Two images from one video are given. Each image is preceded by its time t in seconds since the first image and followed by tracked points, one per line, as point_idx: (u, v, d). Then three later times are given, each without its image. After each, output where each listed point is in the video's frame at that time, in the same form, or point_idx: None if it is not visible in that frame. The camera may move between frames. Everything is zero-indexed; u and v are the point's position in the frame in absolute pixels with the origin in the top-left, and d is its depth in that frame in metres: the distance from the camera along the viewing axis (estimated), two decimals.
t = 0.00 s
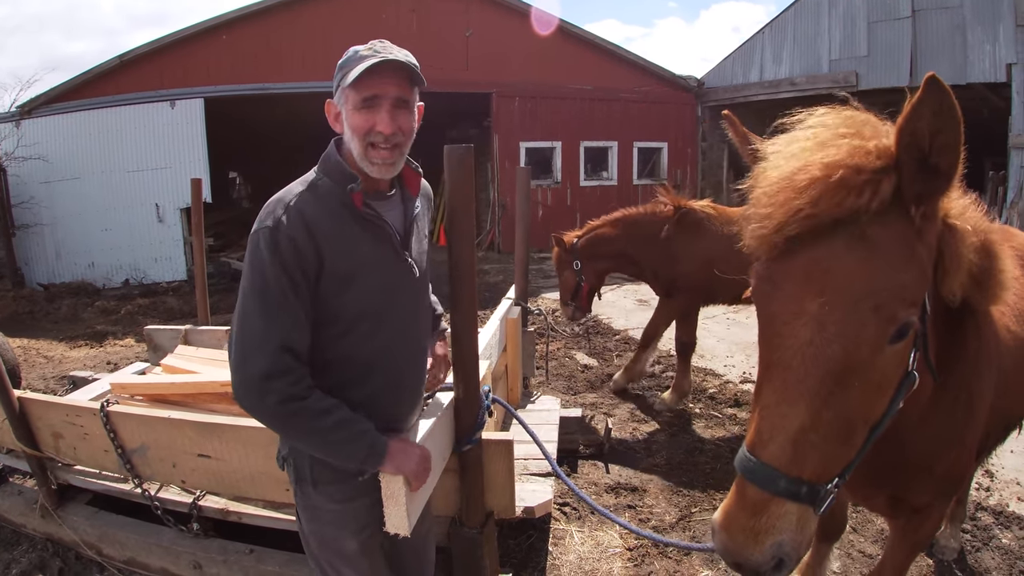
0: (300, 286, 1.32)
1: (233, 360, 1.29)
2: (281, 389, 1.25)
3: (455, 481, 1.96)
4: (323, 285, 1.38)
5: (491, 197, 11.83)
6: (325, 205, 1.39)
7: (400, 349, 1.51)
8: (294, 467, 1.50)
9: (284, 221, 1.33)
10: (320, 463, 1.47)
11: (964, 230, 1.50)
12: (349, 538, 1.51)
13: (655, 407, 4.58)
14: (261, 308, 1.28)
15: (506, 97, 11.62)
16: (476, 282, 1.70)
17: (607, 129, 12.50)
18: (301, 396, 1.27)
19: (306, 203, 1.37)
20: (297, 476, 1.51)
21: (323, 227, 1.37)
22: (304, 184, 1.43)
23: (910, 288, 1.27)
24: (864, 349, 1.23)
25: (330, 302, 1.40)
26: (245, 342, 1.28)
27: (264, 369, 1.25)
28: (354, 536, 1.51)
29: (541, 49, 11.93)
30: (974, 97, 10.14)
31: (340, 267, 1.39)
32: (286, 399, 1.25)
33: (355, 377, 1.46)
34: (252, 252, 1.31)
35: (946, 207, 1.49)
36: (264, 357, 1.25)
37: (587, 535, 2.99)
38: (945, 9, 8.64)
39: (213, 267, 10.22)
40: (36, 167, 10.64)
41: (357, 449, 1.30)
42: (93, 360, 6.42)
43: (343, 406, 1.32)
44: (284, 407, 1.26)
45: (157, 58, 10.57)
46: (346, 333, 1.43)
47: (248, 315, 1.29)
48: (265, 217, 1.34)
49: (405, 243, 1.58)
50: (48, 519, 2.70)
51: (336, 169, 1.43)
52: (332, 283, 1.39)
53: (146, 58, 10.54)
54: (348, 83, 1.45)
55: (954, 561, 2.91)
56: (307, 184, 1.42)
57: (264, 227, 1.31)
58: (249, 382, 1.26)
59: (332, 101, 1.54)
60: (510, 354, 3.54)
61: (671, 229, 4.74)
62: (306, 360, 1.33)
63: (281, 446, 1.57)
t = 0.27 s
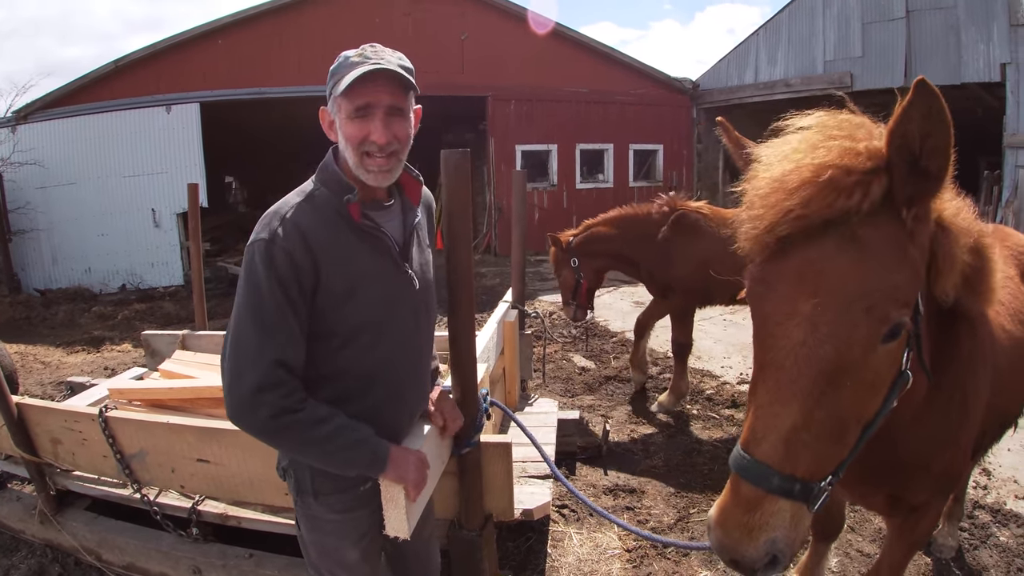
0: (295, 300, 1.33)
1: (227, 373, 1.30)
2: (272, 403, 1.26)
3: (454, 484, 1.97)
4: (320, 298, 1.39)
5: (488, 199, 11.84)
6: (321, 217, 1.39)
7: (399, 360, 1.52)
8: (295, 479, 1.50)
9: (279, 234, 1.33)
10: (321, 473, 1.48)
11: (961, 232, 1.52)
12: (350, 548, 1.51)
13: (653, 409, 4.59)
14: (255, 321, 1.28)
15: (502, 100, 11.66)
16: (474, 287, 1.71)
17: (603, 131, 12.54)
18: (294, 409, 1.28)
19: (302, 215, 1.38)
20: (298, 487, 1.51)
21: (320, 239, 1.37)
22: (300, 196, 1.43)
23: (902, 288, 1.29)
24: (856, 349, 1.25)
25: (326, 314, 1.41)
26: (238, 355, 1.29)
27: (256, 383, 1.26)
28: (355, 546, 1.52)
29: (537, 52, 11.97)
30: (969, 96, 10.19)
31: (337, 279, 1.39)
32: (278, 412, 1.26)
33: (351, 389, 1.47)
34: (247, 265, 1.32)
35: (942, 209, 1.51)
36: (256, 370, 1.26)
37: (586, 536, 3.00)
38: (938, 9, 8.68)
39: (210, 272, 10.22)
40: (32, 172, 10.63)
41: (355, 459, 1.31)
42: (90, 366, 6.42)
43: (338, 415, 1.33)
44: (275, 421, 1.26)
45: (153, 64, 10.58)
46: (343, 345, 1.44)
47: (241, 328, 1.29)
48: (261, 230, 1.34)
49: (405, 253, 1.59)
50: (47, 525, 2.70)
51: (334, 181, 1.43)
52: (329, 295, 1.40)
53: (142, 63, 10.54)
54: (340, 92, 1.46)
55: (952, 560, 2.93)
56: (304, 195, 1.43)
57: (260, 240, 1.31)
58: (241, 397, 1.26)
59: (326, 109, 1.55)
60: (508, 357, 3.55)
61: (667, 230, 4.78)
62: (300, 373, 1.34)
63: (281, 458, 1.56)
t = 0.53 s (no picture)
0: (305, 316, 1.33)
1: (232, 388, 1.29)
2: (279, 420, 1.26)
3: (453, 486, 1.98)
4: (329, 313, 1.39)
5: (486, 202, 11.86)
6: (332, 232, 1.38)
7: (408, 373, 1.53)
8: (300, 490, 1.50)
9: (290, 250, 1.32)
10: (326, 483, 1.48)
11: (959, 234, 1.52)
12: (355, 554, 1.53)
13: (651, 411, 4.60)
14: (263, 339, 1.28)
15: (501, 103, 11.68)
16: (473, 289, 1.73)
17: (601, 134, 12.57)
18: (301, 425, 1.29)
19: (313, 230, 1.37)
20: (303, 497, 1.50)
21: (330, 255, 1.37)
22: (309, 208, 1.42)
23: (877, 285, 1.28)
24: (826, 342, 1.25)
25: (335, 329, 1.41)
26: (245, 372, 1.28)
27: (263, 400, 1.25)
28: (361, 550, 1.54)
29: (535, 55, 12.00)
30: (966, 98, 10.22)
31: (348, 294, 1.40)
32: (285, 429, 1.27)
33: (356, 403, 1.47)
34: (256, 280, 1.31)
35: (938, 211, 1.51)
36: (263, 387, 1.26)
37: (585, 538, 3.00)
38: (935, 11, 8.72)
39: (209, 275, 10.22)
40: (31, 176, 10.63)
41: (360, 471, 1.33)
42: (89, 369, 6.42)
43: (340, 429, 1.34)
44: (283, 437, 1.27)
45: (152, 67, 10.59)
46: (352, 359, 1.45)
47: (247, 345, 1.29)
48: (270, 244, 1.33)
49: (414, 264, 1.59)
50: (47, 528, 2.71)
51: (343, 193, 1.43)
52: (339, 311, 1.40)
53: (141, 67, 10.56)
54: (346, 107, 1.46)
55: (950, 560, 2.93)
56: (313, 208, 1.42)
57: (270, 255, 1.31)
58: (247, 413, 1.26)
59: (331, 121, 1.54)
60: (507, 359, 3.56)
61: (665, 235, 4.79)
62: (306, 389, 1.34)
63: (284, 468, 1.56)
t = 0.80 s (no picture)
0: (304, 322, 1.34)
1: (230, 389, 1.31)
2: (272, 423, 1.27)
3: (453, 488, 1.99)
4: (331, 319, 1.40)
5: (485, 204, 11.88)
6: (334, 237, 1.39)
7: (411, 378, 1.53)
8: (303, 492, 1.51)
9: (291, 256, 1.33)
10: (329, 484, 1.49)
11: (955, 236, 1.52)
12: (356, 554, 1.54)
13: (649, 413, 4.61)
14: (261, 344, 1.29)
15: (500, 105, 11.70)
16: (471, 294, 1.75)
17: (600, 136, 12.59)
18: (296, 428, 1.29)
19: (316, 236, 1.38)
20: (305, 498, 1.51)
21: (332, 262, 1.38)
22: (315, 215, 1.44)
23: (846, 277, 1.28)
24: (791, 330, 1.27)
25: (336, 334, 1.42)
26: (242, 374, 1.30)
27: (257, 402, 1.27)
28: (362, 551, 1.55)
29: (534, 57, 12.02)
30: (965, 100, 10.25)
31: (349, 299, 1.40)
32: (278, 432, 1.28)
33: (355, 408, 1.48)
34: (257, 285, 1.32)
35: (933, 212, 1.51)
36: (259, 390, 1.27)
37: (584, 540, 3.01)
38: (933, 13, 8.73)
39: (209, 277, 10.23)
40: (30, 177, 10.64)
41: (356, 474, 1.34)
42: (88, 371, 6.42)
43: (338, 432, 1.35)
44: (276, 440, 1.28)
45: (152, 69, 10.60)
46: (353, 364, 1.46)
47: (246, 349, 1.30)
48: (273, 250, 1.35)
49: (420, 269, 1.59)
50: (46, 529, 2.71)
51: (349, 200, 1.43)
52: (340, 317, 1.41)
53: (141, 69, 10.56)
54: (360, 116, 1.45)
55: (949, 562, 2.94)
56: (318, 215, 1.43)
57: (272, 260, 1.32)
58: (242, 414, 1.28)
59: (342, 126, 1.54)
60: (506, 361, 3.57)
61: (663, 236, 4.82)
62: (303, 393, 1.35)
63: (286, 469, 1.57)
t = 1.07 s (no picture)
0: (304, 321, 1.35)
1: (229, 386, 1.32)
2: (270, 420, 1.28)
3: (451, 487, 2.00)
4: (330, 318, 1.41)
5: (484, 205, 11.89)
6: (334, 237, 1.41)
7: (409, 378, 1.54)
8: (301, 489, 1.52)
9: (291, 254, 1.34)
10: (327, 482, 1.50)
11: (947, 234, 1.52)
12: (353, 553, 1.54)
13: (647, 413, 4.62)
14: (261, 343, 1.30)
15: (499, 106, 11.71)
16: (469, 297, 1.76)
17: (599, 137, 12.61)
18: (295, 426, 1.30)
19: (317, 236, 1.39)
20: (303, 496, 1.52)
21: (333, 262, 1.39)
22: (315, 214, 1.45)
23: (809, 268, 1.29)
24: (754, 317, 1.29)
25: (335, 333, 1.43)
26: (241, 371, 1.30)
27: (255, 399, 1.27)
28: (359, 550, 1.55)
29: (533, 58, 12.04)
30: (963, 101, 10.27)
31: (348, 298, 1.41)
32: (276, 428, 1.29)
33: (353, 407, 1.49)
34: (257, 283, 1.33)
35: (925, 210, 1.51)
36: (257, 387, 1.28)
37: (582, 540, 3.02)
38: (932, 14, 8.75)
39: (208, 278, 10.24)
40: (29, 178, 10.64)
41: (354, 473, 1.35)
42: (87, 372, 6.42)
43: (337, 431, 1.36)
44: (274, 436, 1.29)
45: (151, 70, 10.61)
46: (351, 363, 1.47)
47: (246, 347, 1.31)
48: (274, 248, 1.35)
49: (419, 270, 1.60)
50: (45, 529, 2.72)
51: (349, 200, 1.45)
52: (339, 316, 1.42)
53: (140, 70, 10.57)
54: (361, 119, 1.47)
55: (946, 562, 2.95)
56: (319, 214, 1.44)
57: (272, 258, 1.33)
58: (240, 411, 1.29)
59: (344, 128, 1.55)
60: (503, 361, 3.58)
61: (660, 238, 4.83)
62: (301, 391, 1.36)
63: (285, 467, 1.58)
